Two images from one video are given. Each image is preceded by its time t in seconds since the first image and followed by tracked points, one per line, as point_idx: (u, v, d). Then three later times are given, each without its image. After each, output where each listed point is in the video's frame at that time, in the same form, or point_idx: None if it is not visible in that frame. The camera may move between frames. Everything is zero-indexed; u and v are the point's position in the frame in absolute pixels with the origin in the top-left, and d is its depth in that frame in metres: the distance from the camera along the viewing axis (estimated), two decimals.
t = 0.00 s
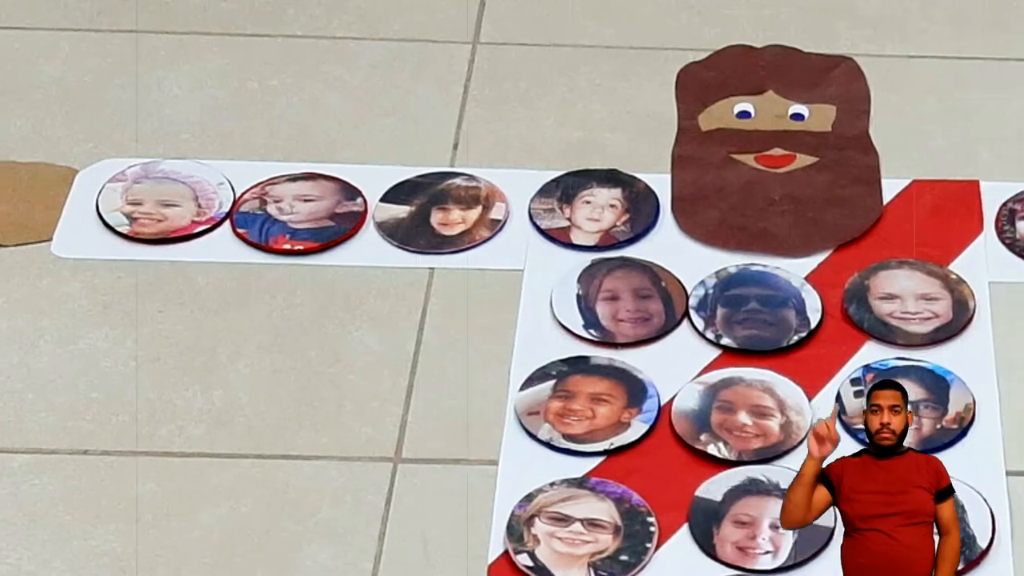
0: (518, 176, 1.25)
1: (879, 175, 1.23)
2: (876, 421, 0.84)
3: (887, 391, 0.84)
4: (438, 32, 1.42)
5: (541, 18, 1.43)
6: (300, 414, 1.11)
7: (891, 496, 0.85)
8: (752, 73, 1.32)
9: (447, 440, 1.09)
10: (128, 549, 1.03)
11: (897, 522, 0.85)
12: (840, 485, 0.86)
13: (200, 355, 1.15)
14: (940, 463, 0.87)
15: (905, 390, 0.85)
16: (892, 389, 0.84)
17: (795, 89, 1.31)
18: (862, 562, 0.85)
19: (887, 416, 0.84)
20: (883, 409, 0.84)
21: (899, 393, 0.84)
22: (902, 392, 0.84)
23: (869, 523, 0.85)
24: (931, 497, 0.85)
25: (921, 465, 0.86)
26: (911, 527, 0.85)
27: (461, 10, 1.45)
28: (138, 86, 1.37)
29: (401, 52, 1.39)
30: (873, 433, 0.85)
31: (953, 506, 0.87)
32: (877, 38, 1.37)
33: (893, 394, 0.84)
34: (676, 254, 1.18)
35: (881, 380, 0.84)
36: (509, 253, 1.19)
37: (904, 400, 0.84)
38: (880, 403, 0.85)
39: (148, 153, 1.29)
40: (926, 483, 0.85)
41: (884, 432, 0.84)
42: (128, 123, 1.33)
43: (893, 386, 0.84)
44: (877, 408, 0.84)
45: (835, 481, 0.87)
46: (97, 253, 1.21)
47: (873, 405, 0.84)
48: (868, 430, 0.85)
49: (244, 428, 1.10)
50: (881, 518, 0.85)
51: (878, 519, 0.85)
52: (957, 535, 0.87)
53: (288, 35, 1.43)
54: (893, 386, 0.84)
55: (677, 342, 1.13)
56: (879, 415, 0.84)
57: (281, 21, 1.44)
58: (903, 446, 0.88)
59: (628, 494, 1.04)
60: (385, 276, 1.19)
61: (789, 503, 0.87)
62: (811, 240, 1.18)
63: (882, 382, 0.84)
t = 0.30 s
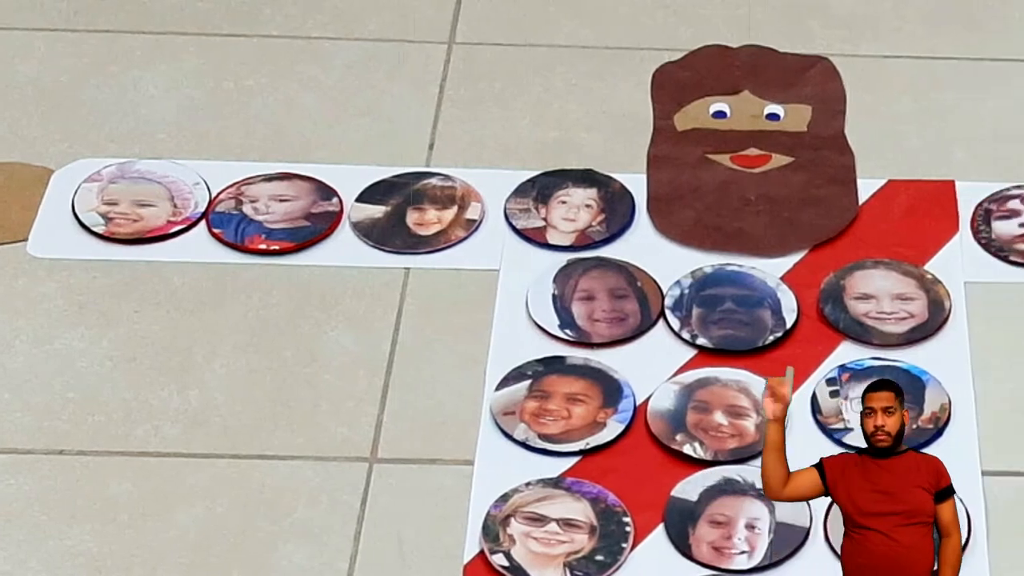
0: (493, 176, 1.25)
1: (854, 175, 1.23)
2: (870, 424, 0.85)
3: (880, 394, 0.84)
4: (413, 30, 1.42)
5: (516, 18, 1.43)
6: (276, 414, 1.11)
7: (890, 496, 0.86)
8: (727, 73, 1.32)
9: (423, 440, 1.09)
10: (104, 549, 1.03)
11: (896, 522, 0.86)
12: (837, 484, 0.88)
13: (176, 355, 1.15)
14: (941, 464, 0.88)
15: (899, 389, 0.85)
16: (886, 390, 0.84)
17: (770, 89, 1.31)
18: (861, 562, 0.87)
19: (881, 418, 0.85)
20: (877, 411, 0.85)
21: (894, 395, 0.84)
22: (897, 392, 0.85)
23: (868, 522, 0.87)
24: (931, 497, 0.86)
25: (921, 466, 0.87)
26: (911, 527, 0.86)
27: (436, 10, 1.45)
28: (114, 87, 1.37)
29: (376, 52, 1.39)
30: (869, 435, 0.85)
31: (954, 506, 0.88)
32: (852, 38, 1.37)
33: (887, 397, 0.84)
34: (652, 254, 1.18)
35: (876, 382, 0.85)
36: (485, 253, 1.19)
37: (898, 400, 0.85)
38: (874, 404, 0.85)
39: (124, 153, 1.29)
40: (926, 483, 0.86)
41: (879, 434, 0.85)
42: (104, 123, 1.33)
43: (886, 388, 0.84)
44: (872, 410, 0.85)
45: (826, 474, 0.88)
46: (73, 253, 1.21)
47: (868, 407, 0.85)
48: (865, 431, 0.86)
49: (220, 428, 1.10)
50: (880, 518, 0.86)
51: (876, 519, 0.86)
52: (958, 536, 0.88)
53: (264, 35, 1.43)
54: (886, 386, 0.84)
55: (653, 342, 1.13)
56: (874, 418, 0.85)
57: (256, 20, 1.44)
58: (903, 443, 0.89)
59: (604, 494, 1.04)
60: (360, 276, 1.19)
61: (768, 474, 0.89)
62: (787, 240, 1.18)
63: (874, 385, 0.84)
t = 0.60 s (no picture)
0: (468, 177, 1.25)
1: (830, 175, 1.23)
2: (867, 423, 0.92)
3: (877, 393, 0.92)
4: (390, 31, 1.41)
5: (492, 16, 1.42)
6: (252, 413, 1.11)
7: (890, 494, 0.91)
8: (703, 73, 1.32)
9: (398, 440, 1.09)
10: (80, 550, 1.03)
11: (896, 521, 0.91)
12: (838, 486, 0.93)
13: (152, 356, 1.15)
14: (939, 466, 0.93)
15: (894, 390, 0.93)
16: (881, 390, 0.92)
17: (746, 88, 1.30)
18: (862, 561, 0.91)
19: (877, 418, 0.92)
20: (874, 411, 0.92)
21: (889, 394, 0.92)
22: (892, 393, 0.92)
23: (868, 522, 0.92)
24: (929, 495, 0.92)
25: (920, 466, 0.92)
26: (910, 525, 0.91)
27: (412, 10, 1.44)
28: (89, 87, 1.37)
29: (352, 52, 1.39)
30: (867, 435, 0.93)
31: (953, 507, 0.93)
32: (828, 39, 1.37)
33: (882, 396, 0.92)
34: (627, 253, 1.18)
35: (873, 383, 0.93)
36: (460, 253, 1.19)
37: (893, 401, 0.92)
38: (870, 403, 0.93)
39: (99, 152, 1.29)
40: (925, 483, 0.92)
41: (876, 434, 0.92)
42: (79, 123, 1.32)
43: (882, 388, 0.92)
44: (869, 410, 0.92)
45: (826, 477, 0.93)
46: (49, 254, 1.21)
47: (865, 408, 0.93)
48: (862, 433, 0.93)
49: (195, 428, 1.10)
50: (879, 516, 0.91)
51: (877, 519, 0.91)
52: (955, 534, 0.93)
53: (240, 35, 1.42)
54: (882, 387, 0.92)
55: (628, 342, 1.13)
56: (871, 417, 0.92)
57: (231, 20, 1.43)
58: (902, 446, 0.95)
59: (580, 494, 1.04)
60: (335, 277, 1.19)
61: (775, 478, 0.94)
62: (762, 239, 1.18)
63: (870, 385, 0.92)
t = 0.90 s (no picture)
0: (445, 176, 1.25)
1: (806, 175, 1.23)
2: (873, 422, 0.88)
3: (884, 393, 0.87)
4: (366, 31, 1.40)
5: (468, 15, 1.41)
6: (227, 413, 1.11)
7: (890, 494, 0.89)
8: (679, 73, 1.32)
9: (373, 439, 1.09)
10: (55, 549, 1.03)
11: (896, 519, 0.89)
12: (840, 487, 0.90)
13: (128, 356, 1.15)
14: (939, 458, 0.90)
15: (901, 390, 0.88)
16: (888, 390, 0.87)
17: (722, 88, 1.30)
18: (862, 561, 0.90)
19: (883, 417, 0.88)
20: (880, 411, 0.87)
21: (895, 394, 0.87)
22: (899, 393, 0.88)
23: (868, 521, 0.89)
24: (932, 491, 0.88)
25: (921, 463, 0.89)
26: (909, 523, 0.89)
27: (389, 10, 1.42)
28: (64, 86, 1.36)
29: (328, 52, 1.38)
30: (871, 435, 0.88)
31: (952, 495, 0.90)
32: (804, 38, 1.37)
33: (889, 397, 0.87)
34: (603, 253, 1.18)
35: (878, 382, 0.88)
36: (435, 253, 1.19)
37: (899, 401, 0.88)
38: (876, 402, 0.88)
39: (75, 152, 1.28)
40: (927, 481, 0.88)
41: (880, 433, 0.88)
42: (54, 124, 1.32)
43: (888, 388, 0.87)
44: (875, 410, 0.88)
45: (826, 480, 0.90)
46: (25, 254, 1.21)
47: (870, 408, 0.88)
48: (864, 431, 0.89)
49: (171, 428, 1.10)
50: (879, 515, 0.89)
51: (875, 517, 0.89)
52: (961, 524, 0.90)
53: (216, 35, 1.40)
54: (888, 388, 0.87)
55: (604, 342, 1.14)
56: (876, 417, 0.88)
57: (207, 20, 1.42)
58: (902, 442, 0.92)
59: (555, 494, 1.04)
60: (310, 277, 1.18)
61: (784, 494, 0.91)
62: (737, 239, 1.18)
63: (877, 384, 0.87)
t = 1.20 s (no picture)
0: (420, 176, 1.24)
1: (782, 175, 1.23)
2: (878, 424, 0.87)
3: (889, 396, 0.86)
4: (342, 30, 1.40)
5: (444, 15, 1.41)
6: (202, 413, 1.11)
7: (892, 493, 0.87)
8: (654, 74, 1.32)
9: (349, 439, 1.10)
10: (31, 549, 1.03)
11: (896, 518, 0.87)
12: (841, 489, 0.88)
13: (103, 356, 1.15)
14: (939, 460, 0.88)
15: (908, 393, 0.87)
16: (894, 393, 0.86)
17: (697, 89, 1.30)
18: (862, 560, 0.88)
19: (888, 420, 0.87)
20: (885, 413, 0.87)
21: (903, 398, 0.87)
22: (905, 396, 0.87)
23: (869, 521, 0.88)
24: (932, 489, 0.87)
25: (920, 462, 0.87)
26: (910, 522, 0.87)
27: (365, 9, 1.42)
28: (39, 86, 1.35)
29: (303, 52, 1.37)
30: (874, 437, 0.87)
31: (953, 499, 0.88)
32: (779, 38, 1.36)
33: (895, 400, 0.86)
34: (579, 253, 1.18)
35: (884, 384, 0.87)
36: (411, 253, 1.19)
37: (906, 405, 0.87)
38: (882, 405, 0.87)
39: (51, 152, 1.28)
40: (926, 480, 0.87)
41: (885, 436, 0.87)
42: (30, 125, 1.31)
43: (895, 390, 0.86)
44: (880, 412, 0.87)
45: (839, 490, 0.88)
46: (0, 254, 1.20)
47: (876, 408, 0.87)
48: (868, 432, 0.88)
49: (146, 428, 1.10)
50: (879, 515, 0.87)
51: (875, 516, 0.87)
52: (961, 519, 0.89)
53: (191, 34, 1.40)
54: (895, 391, 0.87)
55: (580, 342, 1.14)
56: (882, 419, 0.87)
57: (182, 20, 1.41)
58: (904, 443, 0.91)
59: (531, 494, 1.05)
60: (285, 277, 1.18)
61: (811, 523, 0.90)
62: (713, 239, 1.18)
63: (883, 387, 0.87)
